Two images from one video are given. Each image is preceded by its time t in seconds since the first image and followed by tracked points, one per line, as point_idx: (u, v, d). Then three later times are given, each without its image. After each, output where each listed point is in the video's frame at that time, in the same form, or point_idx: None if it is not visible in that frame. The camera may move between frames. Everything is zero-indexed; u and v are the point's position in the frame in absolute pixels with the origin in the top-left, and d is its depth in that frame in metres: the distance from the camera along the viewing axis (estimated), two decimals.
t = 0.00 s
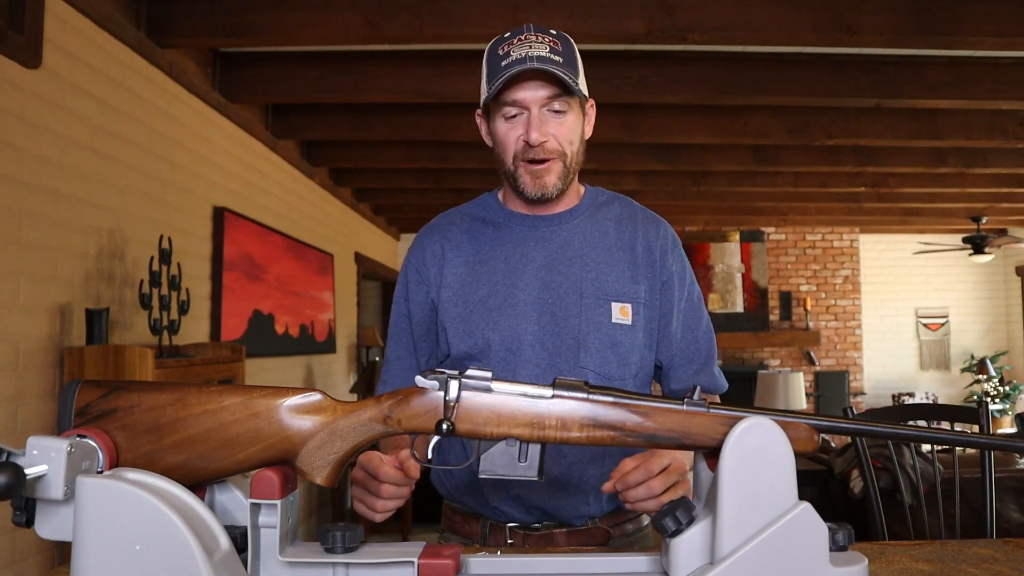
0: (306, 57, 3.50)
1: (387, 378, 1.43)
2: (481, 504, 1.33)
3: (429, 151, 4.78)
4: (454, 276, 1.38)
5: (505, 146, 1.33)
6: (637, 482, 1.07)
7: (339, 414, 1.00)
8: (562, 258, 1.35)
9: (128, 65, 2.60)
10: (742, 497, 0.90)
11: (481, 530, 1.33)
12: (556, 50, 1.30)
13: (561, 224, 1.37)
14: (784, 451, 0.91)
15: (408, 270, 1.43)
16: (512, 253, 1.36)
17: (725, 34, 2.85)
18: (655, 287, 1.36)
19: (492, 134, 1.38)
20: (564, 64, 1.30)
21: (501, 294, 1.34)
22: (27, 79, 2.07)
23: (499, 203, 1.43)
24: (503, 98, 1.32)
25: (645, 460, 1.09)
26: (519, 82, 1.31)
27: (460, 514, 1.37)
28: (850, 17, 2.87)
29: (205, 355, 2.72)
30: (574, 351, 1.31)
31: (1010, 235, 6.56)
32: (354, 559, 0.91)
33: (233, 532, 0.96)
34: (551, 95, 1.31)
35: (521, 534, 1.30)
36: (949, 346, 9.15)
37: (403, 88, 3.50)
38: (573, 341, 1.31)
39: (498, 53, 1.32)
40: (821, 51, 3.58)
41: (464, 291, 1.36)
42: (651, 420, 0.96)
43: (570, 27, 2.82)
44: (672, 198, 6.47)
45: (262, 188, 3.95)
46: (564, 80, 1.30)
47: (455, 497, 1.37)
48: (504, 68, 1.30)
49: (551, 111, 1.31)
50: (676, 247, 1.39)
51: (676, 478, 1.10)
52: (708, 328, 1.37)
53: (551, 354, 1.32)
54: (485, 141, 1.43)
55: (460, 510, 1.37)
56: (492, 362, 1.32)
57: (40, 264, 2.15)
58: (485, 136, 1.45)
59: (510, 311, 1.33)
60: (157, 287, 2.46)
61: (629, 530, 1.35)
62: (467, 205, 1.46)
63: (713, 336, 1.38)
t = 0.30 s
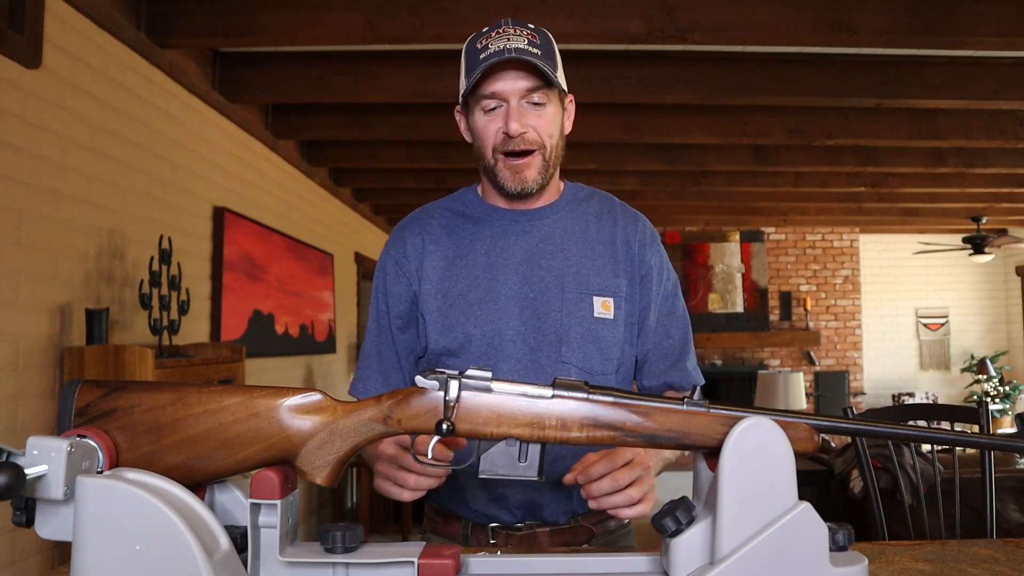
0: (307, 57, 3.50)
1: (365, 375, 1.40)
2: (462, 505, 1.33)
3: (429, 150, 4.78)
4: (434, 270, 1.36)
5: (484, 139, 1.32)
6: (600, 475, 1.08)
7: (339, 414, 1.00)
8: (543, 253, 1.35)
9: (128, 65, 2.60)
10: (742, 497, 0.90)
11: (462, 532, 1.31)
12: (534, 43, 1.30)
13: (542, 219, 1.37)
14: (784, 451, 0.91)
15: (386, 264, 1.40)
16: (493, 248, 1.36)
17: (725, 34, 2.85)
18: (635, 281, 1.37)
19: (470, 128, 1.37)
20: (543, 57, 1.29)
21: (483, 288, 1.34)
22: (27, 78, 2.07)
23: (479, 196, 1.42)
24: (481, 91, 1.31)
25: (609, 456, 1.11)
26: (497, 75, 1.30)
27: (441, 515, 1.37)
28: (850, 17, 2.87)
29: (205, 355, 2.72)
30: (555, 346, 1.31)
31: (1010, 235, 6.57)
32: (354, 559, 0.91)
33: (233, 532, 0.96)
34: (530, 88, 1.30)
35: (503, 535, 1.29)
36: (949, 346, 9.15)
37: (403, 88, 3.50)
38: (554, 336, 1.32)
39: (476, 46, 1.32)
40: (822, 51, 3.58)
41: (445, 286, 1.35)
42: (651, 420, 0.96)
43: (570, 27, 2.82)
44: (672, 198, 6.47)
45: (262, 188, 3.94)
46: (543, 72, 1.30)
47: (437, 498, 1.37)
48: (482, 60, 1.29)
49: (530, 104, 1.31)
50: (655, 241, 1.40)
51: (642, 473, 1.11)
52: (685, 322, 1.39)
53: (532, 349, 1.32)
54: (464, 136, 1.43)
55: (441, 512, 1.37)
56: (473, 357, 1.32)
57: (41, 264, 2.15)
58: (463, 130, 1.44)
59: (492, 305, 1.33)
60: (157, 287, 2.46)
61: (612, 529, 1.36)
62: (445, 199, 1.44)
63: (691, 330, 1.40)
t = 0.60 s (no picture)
0: (307, 57, 3.50)
1: (349, 379, 1.37)
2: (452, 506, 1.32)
3: (428, 150, 4.78)
4: (419, 271, 1.35)
5: (468, 138, 1.32)
6: (584, 471, 1.11)
7: (339, 414, 1.00)
8: (530, 251, 1.35)
9: (128, 65, 2.61)
10: (742, 498, 0.90)
11: (451, 534, 1.30)
12: (519, 43, 1.31)
13: (526, 218, 1.37)
14: (784, 451, 0.91)
15: (369, 265, 1.37)
16: (479, 247, 1.35)
17: (725, 34, 2.85)
18: (619, 280, 1.38)
19: (454, 127, 1.37)
20: (527, 56, 1.30)
21: (470, 287, 1.32)
22: (27, 79, 2.07)
23: (461, 197, 1.41)
24: (466, 90, 1.31)
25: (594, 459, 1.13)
26: (481, 74, 1.31)
27: (429, 519, 1.35)
28: (850, 17, 2.87)
29: (205, 355, 2.72)
30: (543, 344, 1.31)
31: (1010, 235, 6.57)
32: (354, 558, 0.91)
33: (232, 532, 0.97)
34: (514, 88, 1.31)
35: (493, 537, 1.26)
36: (949, 346, 9.15)
37: (403, 88, 3.50)
38: (543, 335, 1.31)
39: (461, 46, 1.32)
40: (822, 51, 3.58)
41: (431, 286, 1.34)
42: (651, 420, 0.96)
43: (570, 27, 2.82)
44: (672, 198, 6.46)
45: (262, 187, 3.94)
46: (527, 71, 1.30)
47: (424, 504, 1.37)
48: (467, 59, 1.30)
49: (514, 103, 1.31)
50: (636, 242, 1.42)
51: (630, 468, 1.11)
52: (665, 321, 1.41)
53: (520, 348, 1.31)
54: (447, 136, 1.43)
55: (429, 515, 1.35)
56: (460, 357, 1.30)
57: (41, 264, 2.15)
58: (447, 131, 1.44)
59: (479, 304, 1.31)
60: (157, 287, 2.46)
61: (599, 530, 1.36)
62: (426, 201, 1.43)
63: (671, 328, 1.43)
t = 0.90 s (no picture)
0: (307, 57, 3.50)
1: (342, 380, 1.37)
2: (441, 507, 1.31)
3: (428, 150, 4.78)
4: (411, 273, 1.35)
5: (461, 141, 1.32)
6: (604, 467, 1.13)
7: (339, 414, 1.00)
8: (521, 253, 1.35)
9: (128, 65, 2.61)
10: (742, 497, 0.90)
11: (442, 536, 1.31)
12: (514, 48, 1.30)
13: (518, 220, 1.36)
14: (784, 450, 0.91)
15: (361, 268, 1.38)
16: (471, 249, 1.35)
17: (725, 34, 2.85)
18: (611, 282, 1.37)
19: (447, 130, 1.36)
20: (522, 61, 1.30)
21: (461, 289, 1.32)
22: (27, 78, 2.07)
23: (453, 200, 1.40)
24: (460, 94, 1.31)
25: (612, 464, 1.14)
26: (475, 78, 1.30)
27: (420, 519, 1.35)
28: (850, 16, 2.87)
29: (205, 355, 2.72)
30: (534, 346, 1.30)
31: (1010, 235, 6.57)
32: (354, 558, 0.91)
33: (233, 532, 0.97)
34: (508, 92, 1.30)
35: (483, 539, 1.28)
36: (949, 346, 9.15)
37: (403, 88, 3.50)
38: (533, 336, 1.31)
39: (456, 49, 1.32)
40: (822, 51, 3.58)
41: (422, 288, 1.33)
42: (651, 420, 0.96)
43: (571, 27, 2.82)
44: (672, 198, 6.46)
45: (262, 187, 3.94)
46: (522, 76, 1.30)
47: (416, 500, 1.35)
48: (462, 63, 1.29)
49: (509, 107, 1.31)
50: (629, 244, 1.42)
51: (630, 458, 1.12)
52: (659, 323, 1.41)
53: (511, 349, 1.31)
54: (440, 138, 1.42)
55: (419, 516, 1.35)
56: (451, 359, 1.30)
57: (41, 264, 2.15)
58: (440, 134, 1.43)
59: (470, 306, 1.31)
60: (157, 287, 2.46)
61: (591, 530, 1.34)
62: (418, 203, 1.43)
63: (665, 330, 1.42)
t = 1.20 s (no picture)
0: (307, 57, 3.50)
1: (340, 379, 1.37)
2: (434, 507, 1.31)
3: (428, 150, 4.78)
4: (409, 273, 1.35)
5: (463, 138, 1.32)
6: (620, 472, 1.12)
7: (339, 414, 1.00)
8: (519, 255, 1.34)
9: (128, 65, 2.60)
10: (743, 497, 0.90)
11: (435, 535, 1.31)
12: (518, 47, 1.30)
13: (518, 221, 1.36)
14: (784, 450, 0.91)
15: (362, 267, 1.38)
16: (470, 251, 1.34)
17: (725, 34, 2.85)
18: (611, 286, 1.37)
19: (450, 127, 1.37)
20: (526, 61, 1.30)
21: (458, 290, 1.32)
22: (27, 79, 2.07)
23: (456, 200, 1.41)
24: (463, 91, 1.31)
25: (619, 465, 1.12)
26: (479, 76, 1.31)
27: (414, 519, 1.36)
28: (850, 17, 2.87)
29: (205, 355, 2.72)
30: (530, 349, 1.30)
31: (1010, 235, 6.57)
32: (353, 558, 0.91)
33: (232, 532, 0.97)
34: (511, 90, 1.31)
35: (475, 538, 1.28)
36: (949, 346, 9.16)
37: (403, 88, 3.50)
38: (529, 339, 1.30)
39: (461, 47, 1.32)
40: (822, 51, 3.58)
41: (420, 289, 1.33)
42: (651, 420, 0.96)
43: (571, 27, 2.82)
44: (673, 198, 6.46)
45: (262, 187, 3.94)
46: (525, 76, 1.30)
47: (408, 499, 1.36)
48: (466, 61, 1.29)
49: (510, 106, 1.31)
50: (631, 249, 1.41)
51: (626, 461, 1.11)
52: (659, 330, 1.39)
53: (507, 352, 1.30)
54: (443, 136, 1.43)
55: (414, 516, 1.36)
56: (447, 359, 1.30)
57: (41, 264, 2.15)
58: (443, 131, 1.44)
59: (466, 307, 1.31)
60: (157, 287, 2.46)
61: (585, 532, 1.34)
62: (422, 203, 1.43)
63: (666, 337, 1.40)
